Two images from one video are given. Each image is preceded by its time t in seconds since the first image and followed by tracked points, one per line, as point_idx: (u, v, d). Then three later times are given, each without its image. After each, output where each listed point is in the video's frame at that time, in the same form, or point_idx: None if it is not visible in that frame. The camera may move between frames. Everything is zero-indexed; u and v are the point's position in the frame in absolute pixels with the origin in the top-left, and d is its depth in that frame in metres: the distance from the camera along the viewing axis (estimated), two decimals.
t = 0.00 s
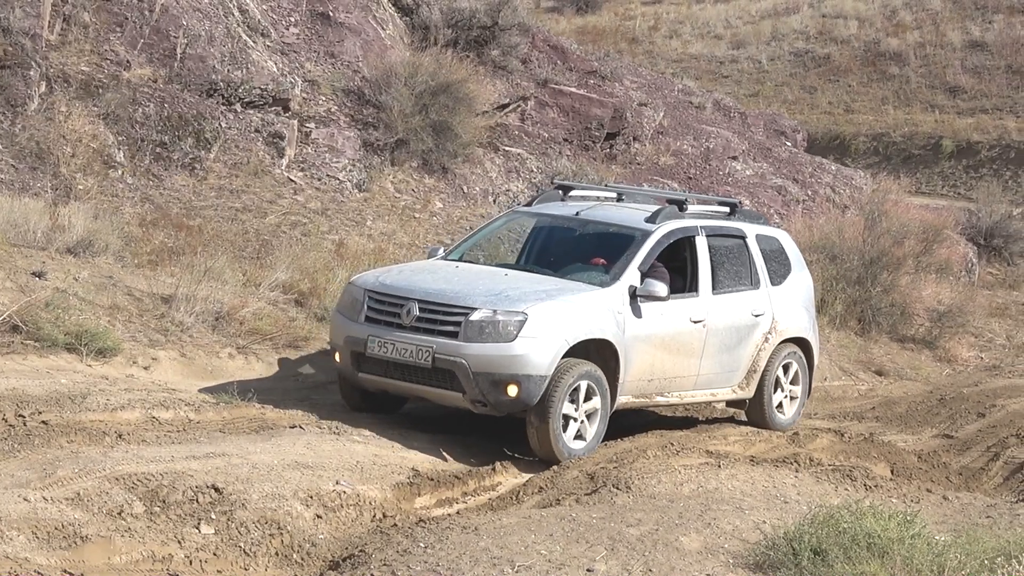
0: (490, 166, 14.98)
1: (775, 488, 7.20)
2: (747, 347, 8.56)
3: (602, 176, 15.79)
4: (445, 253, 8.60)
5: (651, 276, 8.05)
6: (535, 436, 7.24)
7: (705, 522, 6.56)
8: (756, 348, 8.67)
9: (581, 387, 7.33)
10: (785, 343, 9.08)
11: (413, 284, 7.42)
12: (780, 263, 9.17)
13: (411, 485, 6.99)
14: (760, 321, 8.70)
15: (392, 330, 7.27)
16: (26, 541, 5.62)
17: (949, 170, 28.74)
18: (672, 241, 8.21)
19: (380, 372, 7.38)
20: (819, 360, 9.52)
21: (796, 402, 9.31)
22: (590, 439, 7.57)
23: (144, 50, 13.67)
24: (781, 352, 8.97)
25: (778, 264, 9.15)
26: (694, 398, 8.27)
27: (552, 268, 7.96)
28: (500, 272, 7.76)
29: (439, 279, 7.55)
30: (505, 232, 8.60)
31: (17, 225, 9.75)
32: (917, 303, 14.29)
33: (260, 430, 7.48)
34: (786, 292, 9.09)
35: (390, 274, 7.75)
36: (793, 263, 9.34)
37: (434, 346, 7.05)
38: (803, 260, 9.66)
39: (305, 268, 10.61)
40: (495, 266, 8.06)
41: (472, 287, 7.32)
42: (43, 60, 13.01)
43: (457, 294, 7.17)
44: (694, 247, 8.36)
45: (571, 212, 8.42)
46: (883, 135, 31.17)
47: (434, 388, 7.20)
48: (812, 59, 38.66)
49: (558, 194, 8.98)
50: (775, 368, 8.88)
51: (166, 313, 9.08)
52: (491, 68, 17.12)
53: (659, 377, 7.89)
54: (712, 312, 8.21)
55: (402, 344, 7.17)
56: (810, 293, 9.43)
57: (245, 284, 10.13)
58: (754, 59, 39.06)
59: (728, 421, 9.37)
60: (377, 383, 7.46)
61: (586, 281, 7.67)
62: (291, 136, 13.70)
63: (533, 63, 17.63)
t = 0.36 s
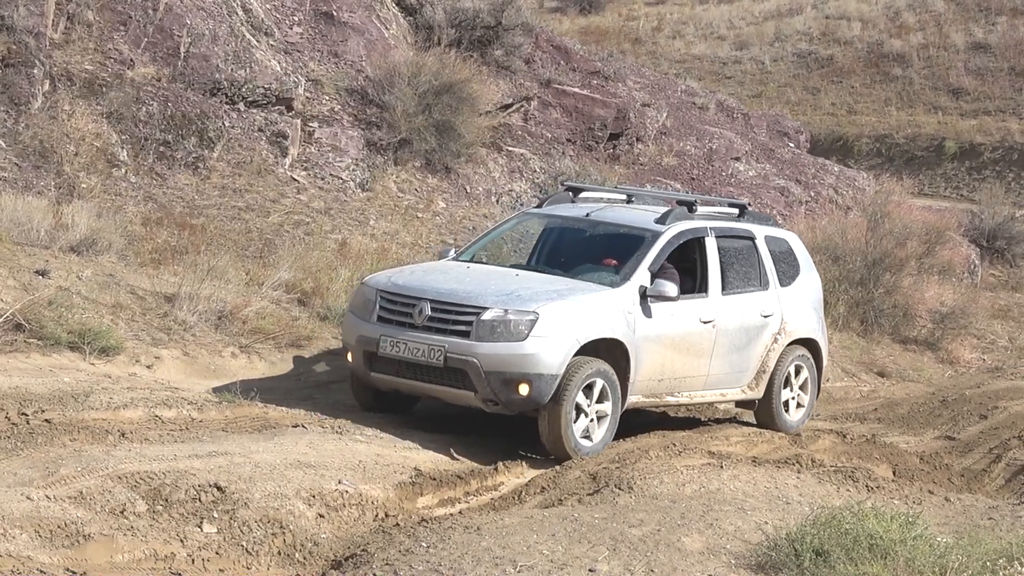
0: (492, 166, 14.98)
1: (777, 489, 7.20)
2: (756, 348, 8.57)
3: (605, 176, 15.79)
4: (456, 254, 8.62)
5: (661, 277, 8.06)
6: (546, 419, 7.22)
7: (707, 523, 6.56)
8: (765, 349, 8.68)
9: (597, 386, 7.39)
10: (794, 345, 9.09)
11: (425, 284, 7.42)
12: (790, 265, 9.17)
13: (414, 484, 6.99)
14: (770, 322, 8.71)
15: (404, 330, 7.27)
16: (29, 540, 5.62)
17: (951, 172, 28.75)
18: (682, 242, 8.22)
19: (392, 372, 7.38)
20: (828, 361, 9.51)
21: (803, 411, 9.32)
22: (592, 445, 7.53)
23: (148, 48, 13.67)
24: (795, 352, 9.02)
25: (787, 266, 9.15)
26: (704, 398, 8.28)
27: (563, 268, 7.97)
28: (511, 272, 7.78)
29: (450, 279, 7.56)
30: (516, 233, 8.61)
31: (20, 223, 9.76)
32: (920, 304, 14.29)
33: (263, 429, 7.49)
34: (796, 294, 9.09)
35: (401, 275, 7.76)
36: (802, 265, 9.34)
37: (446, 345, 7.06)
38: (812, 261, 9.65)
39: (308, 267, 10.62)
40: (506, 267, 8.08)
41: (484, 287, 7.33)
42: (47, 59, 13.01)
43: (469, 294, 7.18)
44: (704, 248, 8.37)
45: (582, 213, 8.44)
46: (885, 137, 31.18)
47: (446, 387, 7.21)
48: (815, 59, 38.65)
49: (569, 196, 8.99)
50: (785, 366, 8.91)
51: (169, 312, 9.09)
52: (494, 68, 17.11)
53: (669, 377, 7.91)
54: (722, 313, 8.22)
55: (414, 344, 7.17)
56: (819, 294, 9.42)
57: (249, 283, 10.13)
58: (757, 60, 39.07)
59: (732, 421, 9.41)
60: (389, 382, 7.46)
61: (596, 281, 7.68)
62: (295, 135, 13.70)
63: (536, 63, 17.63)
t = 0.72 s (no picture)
0: (494, 165, 14.98)
1: (779, 488, 7.20)
2: (771, 346, 8.56)
3: (607, 175, 15.78)
4: (471, 254, 8.65)
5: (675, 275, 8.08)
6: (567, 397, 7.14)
7: (708, 522, 6.56)
8: (779, 347, 8.66)
9: (618, 386, 7.45)
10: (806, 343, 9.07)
11: (442, 283, 7.45)
12: (802, 264, 9.15)
13: (416, 483, 6.98)
14: (783, 321, 8.70)
15: (421, 328, 7.28)
16: (31, 538, 5.63)
17: (954, 171, 28.75)
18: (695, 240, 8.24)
19: (410, 370, 7.39)
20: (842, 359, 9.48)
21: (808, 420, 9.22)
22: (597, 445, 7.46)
23: (150, 47, 13.68)
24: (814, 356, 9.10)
25: (799, 265, 9.14)
26: (719, 396, 8.27)
27: (577, 267, 7.98)
28: (526, 270, 7.79)
29: (466, 278, 7.57)
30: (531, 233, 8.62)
31: (23, 222, 9.77)
32: (922, 303, 14.28)
33: (264, 428, 7.50)
34: (809, 292, 9.08)
35: (418, 274, 7.78)
36: (814, 264, 9.32)
37: (463, 342, 7.07)
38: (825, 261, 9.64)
39: (310, 266, 10.64)
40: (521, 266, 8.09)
41: (500, 285, 7.36)
42: (50, 57, 13.02)
43: (486, 292, 7.20)
44: (717, 246, 8.38)
45: (595, 213, 8.44)
46: (887, 137, 31.19)
47: (464, 384, 7.22)
48: (817, 59, 38.62)
49: (582, 196, 9.02)
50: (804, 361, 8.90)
51: (171, 310, 9.10)
52: (496, 67, 17.11)
53: (683, 374, 7.92)
54: (735, 311, 8.22)
55: (431, 341, 7.19)
56: (832, 293, 9.40)
57: (251, 282, 10.14)
58: (758, 60, 39.08)
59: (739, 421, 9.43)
60: (407, 381, 7.47)
61: (611, 279, 7.70)
62: (297, 134, 13.71)
63: (538, 62, 17.64)
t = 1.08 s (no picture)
0: (499, 163, 14.99)
1: (785, 485, 7.20)
2: (791, 345, 8.58)
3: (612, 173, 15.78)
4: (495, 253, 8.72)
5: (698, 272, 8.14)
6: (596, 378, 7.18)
7: (714, 519, 6.56)
8: (799, 346, 8.69)
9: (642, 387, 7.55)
10: (825, 342, 9.08)
11: (469, 275, 7.51)
12: (822, 266, 9.18)
13: (421, 481, 6.98)
14: (803, 320, 8.72)
15: (449, 318, 7.34)
16: (37, 536, 5.63)
17: (959, 168, 28.72)
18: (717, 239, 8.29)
19: (436, 360, 7.45)
20: (859, 361, 9.49)
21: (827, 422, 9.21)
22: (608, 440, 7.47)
23: (155, 46, 13.69)
24: (840, 360, 9.18)
25: (819, 267, 9.16)
26: (740, 392, 8.28)
27: (601, 263, 8.03)
28: (552, 265, 7.86)
29: (493, 271, 7.64)
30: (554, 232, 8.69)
31: (28, 220, 9.77)
32: (927, 300, 14.27)
33: (270, 426, 7.51)
34: (829, 294, 9.11)
35: (444, 267, 7.84)
36: (834, 268, 9.34)
37: (491, 331, 7.14)
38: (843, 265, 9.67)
39: (315, 264, 10.63)
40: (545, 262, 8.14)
41: (527, 277, 7.42)
42: (55, 56, 13.05)
43: (513, 282, 7.28)
44: (739, 245, 8.43)
45: (619, 212, 8.50)
46: (891, 135, 31.19)
47: (490, 373, 7.27)
48: (821, 56, 38.59)
49: (605, 197, 9.10)
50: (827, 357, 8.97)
51: (176, 308, 9.11)
52: (501, 64, 17.10)
53: (706, 369, 7.95)
54: (757, 309, 8.26)
55: (459, 331, 7.24)
56: (851, 300, 9.41)
57: (256, 280, 10.15)
58: (762, 58, 39.09)
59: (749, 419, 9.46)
60: (434, 371, 7.52)
61: (635, 273, 7.75)
62: (302, 132, 13.71)
63: (543, 60, 17.64)
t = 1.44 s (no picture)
0: (504, 159, 15.00)
1: (791, 481, 7.20)
2: (810, 339, 8.65)
3: (617, 169, 15.80)
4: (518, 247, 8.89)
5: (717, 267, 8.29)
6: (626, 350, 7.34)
7: (720, 515, 6.55)
8: (818, 341, 8.75)
9: (663, 386, 7.71)
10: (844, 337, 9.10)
11: (491, 270, 7.68)
12: (841, 261, 9.21)
13: (427, 477, 6.98)
14: (821, 315, 8.77)
15: (471, 312, 7.51)
16: (43, 533, 5.62)
17: (964, 164, 28.74)
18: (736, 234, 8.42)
19: (459, 353, 7.62)
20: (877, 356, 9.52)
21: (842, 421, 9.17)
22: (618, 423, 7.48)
23: (159, 43, 13.70)
24: (862, 365, 9.30)
25: (838, 262, 9.19)
26: (760, 385, 8.39)
27: (622, 258, 8.19)
28: (574, 260, 8.03)
29: (516, 265, 7.81)
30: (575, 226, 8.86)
31: (34, 218, 9.78)
32: (932, 295, 14.28)
33: (276, 422, 7.52)
34: (848, 289, 9.14)
35: (468, 262, 8.02)
36: (853, 262, 9.36)
37: (512, 325, 7.30)
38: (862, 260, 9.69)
39: (322, 260, 10.63)
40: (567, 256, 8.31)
41: (548, 271, 7.58)
42: (59, 54, 13.05)
43: (534, 277, 7.44)
44: (758, 241, 8.51)
45: (639, 208, 8.67)
46: (895, 131, 31.30)
47: (512, 366, 7.43)
48: (825, 53, 38.58)
49: (627, 193, 9.28)
50: (852, 351, 9.09)
51: (182, 306, 9.13)
52: (506, 60, 17.10)
53: (725, 362, 8.08)
54: (776, 303, 8.34)
55: (481, 324, 7.41)
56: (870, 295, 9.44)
57: (261, 277, 10.17)
58: (766, 55, 39.06)
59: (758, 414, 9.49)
60: (457, 364, 7.70)
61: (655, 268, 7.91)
62: (307, 129, 13.72)
63: (548, 56, 17.64)
